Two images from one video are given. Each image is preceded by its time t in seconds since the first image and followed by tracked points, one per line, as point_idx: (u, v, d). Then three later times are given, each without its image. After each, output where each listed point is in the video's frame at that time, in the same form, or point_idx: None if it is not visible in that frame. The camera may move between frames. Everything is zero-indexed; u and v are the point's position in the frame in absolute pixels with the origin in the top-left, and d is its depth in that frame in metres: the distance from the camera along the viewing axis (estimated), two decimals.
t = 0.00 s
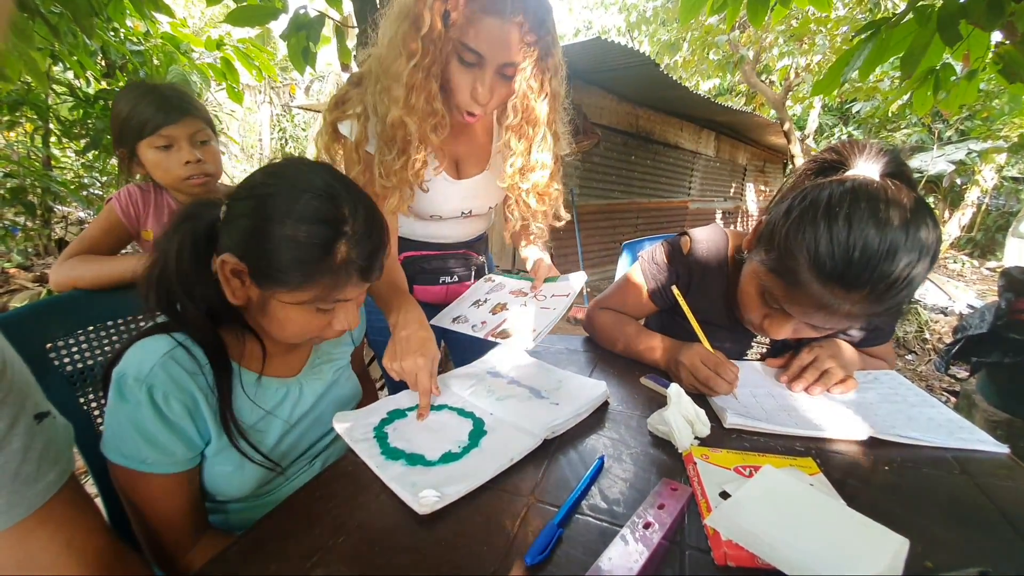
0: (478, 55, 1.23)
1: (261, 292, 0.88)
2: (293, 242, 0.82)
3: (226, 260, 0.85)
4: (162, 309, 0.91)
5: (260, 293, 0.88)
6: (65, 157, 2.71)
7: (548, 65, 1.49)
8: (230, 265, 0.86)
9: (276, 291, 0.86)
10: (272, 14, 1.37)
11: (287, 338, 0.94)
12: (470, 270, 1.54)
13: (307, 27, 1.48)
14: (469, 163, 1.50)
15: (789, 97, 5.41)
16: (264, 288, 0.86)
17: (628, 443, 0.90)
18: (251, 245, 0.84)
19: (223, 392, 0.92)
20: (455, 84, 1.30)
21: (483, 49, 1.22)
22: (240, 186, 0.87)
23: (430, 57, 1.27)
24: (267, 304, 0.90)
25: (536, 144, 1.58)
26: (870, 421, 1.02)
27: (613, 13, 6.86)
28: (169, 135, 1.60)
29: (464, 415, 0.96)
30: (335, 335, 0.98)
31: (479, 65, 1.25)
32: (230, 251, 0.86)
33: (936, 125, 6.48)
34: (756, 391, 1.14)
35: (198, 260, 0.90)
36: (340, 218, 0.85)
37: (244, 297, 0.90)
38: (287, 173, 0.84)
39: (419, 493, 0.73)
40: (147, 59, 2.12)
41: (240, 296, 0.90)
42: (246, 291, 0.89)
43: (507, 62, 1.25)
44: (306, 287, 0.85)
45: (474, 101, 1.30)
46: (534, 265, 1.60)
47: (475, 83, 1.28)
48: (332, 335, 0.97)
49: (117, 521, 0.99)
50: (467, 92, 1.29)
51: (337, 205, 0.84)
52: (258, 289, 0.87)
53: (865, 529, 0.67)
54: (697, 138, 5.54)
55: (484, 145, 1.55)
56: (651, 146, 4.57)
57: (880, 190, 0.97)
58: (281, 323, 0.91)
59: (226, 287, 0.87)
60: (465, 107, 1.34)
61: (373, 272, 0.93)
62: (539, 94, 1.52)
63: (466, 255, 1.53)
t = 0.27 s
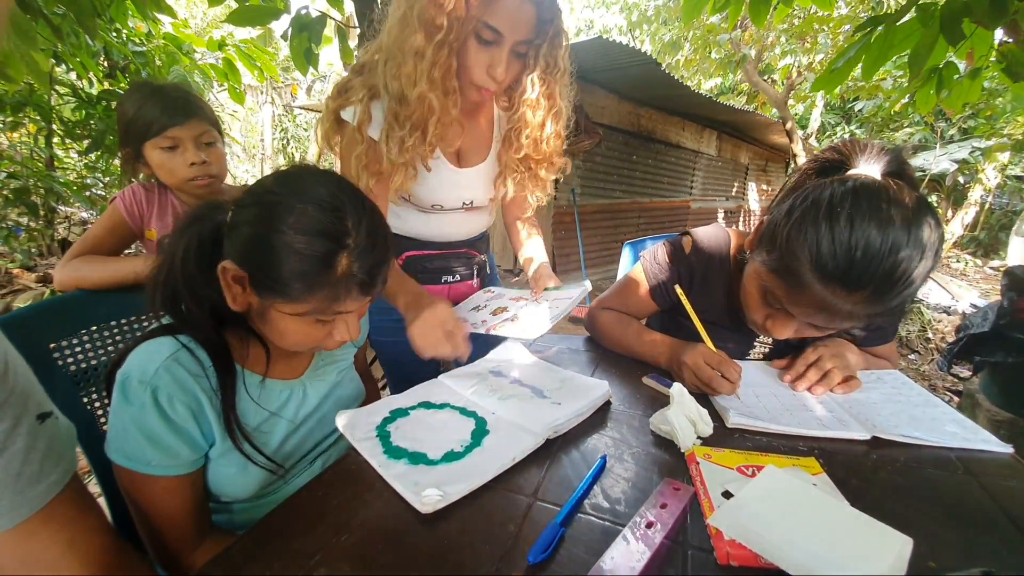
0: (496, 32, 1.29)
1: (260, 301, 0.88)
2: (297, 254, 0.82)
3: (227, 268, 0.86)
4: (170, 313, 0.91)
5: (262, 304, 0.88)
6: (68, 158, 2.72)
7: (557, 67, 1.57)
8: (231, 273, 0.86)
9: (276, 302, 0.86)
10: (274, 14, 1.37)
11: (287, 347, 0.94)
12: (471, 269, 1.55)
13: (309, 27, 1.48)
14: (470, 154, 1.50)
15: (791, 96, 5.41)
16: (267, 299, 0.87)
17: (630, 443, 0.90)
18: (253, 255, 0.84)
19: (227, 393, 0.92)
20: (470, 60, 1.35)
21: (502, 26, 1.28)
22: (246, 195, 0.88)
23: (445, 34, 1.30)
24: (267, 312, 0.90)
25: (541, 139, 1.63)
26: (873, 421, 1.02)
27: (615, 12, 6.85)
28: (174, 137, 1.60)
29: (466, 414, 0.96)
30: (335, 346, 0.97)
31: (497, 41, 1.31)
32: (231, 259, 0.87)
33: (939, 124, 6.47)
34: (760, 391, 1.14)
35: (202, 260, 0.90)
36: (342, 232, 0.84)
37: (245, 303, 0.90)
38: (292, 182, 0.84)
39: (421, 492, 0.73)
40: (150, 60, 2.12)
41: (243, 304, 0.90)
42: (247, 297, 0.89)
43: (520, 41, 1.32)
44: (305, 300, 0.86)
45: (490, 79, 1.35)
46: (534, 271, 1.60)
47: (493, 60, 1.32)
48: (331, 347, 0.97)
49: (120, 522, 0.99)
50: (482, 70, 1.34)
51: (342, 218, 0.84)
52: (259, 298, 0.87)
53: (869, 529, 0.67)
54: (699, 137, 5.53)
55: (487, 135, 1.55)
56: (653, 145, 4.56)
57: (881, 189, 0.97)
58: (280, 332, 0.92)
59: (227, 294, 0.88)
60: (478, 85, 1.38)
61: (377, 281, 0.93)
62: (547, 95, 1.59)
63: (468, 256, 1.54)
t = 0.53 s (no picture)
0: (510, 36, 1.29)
1: (261, 308, 0.88)
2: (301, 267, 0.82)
3: (229, 276, 0.86)
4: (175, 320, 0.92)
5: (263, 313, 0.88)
6: (69, 159, 2.72)
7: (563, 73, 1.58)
8: (232, 281, 0.86)
9: (277, 310, 0.86)
10: (274, 15, 1.38)
11: (287, 354, 0.95)
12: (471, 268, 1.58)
13: (309, 28, 1.49)
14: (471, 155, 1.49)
15: (791, 96, 5.41)
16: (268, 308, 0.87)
17: (630, 443, 0.90)
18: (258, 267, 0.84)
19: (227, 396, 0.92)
20: (477, 62, 1.35)
21: (514, 29, 1.28)
22: (250, 204, 0.88)
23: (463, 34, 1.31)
24: (267, 320, 0.90)
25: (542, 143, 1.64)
26: (875, 422, 1.02)
27: (614, 13, 6.86)
28: (188, 133, 1.61)
29: (467, 415, 0.96)
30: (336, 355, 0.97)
31: (510, 44, 1.31)
32: (233, 267, 0.87)
33: (939, 124, 6.46)
34: (760, 391, 1.14)
35: (203, 262, 0.90)
36: (345, 242, 0.84)
37: (246, 312, 0.89)
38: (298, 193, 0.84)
39: (422, 493, 0.73)
40: (150, 61, 2.12)
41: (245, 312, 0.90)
42: (248, 306, 0.88)
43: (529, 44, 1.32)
44: (307, 310, 0.86)
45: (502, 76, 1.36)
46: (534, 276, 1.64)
47: (503, 64, 1.33)
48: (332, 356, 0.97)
49: (121, 523, 0.99)
50: (493, 70, 1.35)
51: (345, 228, 0.84)
52: (260, 307, 0.87)
53: (871, 530, 0.67)
54: (699, 138, 5.53)
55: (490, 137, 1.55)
56: (653, 146, 4.56)
57: (891, 190, 0.97)
58: (281, 341, 0.92)
59: (228, 302, 0.87)
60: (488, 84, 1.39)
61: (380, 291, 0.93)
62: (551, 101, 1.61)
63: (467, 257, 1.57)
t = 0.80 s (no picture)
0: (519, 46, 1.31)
1: (258, 308, 0.88)
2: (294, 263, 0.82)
3: (224, 275, 0.86)
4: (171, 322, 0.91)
5: (260, 312, 0.89)
6: (68, 160, 2.72)
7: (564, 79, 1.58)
8: (229, 280, 0.87)
9: (274, 309, 0.86)
10: (274, 16, 1.38)
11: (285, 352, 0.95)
12: (470, 268, 1.59)
13: (308, 29, 1.49)
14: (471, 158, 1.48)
15: (790, 98, 5.41)
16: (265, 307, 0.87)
17: (629, 444, 0.90)
18: (251, 263, 0.84)
19: (225, 397, 0.92)
20: (477, 63, 1.35)
21: (525, 42, 1.30)
22: (242, 203, 0.88)
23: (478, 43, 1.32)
24: (265, 319, 0.90)
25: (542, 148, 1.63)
26: (873, 422, 1.02)
27: (613, 14, 6.86)
28: (196, 133, 1.61)
29: (466, 415, 0.96)
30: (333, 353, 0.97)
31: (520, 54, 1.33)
32: (228, 266, 0.87)
33: (938, 126, 6.47)
34: (758, 392, 1.14)
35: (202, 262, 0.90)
36: (342, 242, 0.84)
37: (243, 311, 0.90)
38: (290, 189, 0.84)
39: (422, 493, 0.73)
40: (150, 61, 2.12)
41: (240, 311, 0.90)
42: (246, 305, 0.89)
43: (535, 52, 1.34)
44: (303, 308, 0.86)
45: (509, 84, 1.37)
46: (534, 280, 1.66)
47: (511, 73, 1.35)
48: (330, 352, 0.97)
49: (120, 524, 0.99)
50: (498, 75, 1.36)
51: (339, 224, 0.84)
52: (256, 305, 0.87)
53: (869, 530, 0.67)
54: (698, 139, 5.54)
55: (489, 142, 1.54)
56: (652, 147, 4.57)
57: (896, 192, 0.96)
58: (279, 340, 0.92)
59: (225, 301, 0.88)
60: (493, 88, 1.40)
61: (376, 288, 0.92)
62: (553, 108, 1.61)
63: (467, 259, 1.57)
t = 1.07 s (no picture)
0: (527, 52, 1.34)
1: (254, 304, 0.88)
2: (283, 251, 0.82)
3: (217, 272, 0.86)
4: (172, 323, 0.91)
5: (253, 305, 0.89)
6: (68, 160, 2.72)
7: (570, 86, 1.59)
8: (220, 276, 0.86)
9: (268, 302, 0.87)
10: (275, 17, 1.38)
11: (284, 347, 0.95)
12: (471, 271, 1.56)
13: (309, 30, 1.49)
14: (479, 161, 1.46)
15: (790, 99, 5.41)
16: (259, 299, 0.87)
17: (629, 445, 0.90)
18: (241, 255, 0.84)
19: (224, 397, 0.92)
20: (474, 66, 1.35)
21: (532, 48, 1.33)
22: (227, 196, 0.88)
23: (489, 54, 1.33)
24: (262, 313, 0.90)
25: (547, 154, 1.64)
26: (873, 423, 1.02)
27: (614, 15, 6.87)
28: (193, 135, 1.61)
29: (466, 416, 0.96)
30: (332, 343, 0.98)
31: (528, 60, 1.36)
32: (220, 263, 0.87)
33: (938, 126, 6.47)
34: (757, 393, 1.14)
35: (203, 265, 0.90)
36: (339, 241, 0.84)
37: (240, 306, 0.90)
38: (278, 180, 0.85)
39: (422, 494, 0.73)
40: (151, 62, 2.12)
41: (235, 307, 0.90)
42: (241, 301, 0.89)
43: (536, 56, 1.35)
44: (294, 298, 0.86)
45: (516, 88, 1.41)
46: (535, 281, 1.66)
47: (518, 79, 1.40)
48: (329, 343, 0.98)
49: (120, 524, 0.99)
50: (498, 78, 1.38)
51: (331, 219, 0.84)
52: (251, 300, 0.88)
53: (869, 531, 0.67)
54: (698, 140, 5.54)
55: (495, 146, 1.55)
56: (652, 148, 4.57)
57: (893, 193, 0.96)
58: (276, 332, 0.92)
59: (220, 298, 0.88)
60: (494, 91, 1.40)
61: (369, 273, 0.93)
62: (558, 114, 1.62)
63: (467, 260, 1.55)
